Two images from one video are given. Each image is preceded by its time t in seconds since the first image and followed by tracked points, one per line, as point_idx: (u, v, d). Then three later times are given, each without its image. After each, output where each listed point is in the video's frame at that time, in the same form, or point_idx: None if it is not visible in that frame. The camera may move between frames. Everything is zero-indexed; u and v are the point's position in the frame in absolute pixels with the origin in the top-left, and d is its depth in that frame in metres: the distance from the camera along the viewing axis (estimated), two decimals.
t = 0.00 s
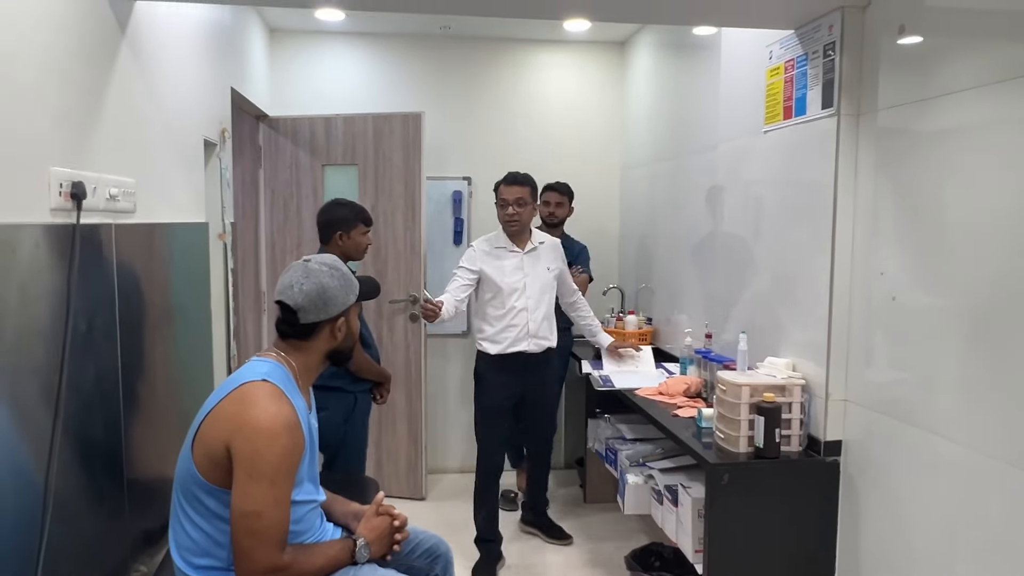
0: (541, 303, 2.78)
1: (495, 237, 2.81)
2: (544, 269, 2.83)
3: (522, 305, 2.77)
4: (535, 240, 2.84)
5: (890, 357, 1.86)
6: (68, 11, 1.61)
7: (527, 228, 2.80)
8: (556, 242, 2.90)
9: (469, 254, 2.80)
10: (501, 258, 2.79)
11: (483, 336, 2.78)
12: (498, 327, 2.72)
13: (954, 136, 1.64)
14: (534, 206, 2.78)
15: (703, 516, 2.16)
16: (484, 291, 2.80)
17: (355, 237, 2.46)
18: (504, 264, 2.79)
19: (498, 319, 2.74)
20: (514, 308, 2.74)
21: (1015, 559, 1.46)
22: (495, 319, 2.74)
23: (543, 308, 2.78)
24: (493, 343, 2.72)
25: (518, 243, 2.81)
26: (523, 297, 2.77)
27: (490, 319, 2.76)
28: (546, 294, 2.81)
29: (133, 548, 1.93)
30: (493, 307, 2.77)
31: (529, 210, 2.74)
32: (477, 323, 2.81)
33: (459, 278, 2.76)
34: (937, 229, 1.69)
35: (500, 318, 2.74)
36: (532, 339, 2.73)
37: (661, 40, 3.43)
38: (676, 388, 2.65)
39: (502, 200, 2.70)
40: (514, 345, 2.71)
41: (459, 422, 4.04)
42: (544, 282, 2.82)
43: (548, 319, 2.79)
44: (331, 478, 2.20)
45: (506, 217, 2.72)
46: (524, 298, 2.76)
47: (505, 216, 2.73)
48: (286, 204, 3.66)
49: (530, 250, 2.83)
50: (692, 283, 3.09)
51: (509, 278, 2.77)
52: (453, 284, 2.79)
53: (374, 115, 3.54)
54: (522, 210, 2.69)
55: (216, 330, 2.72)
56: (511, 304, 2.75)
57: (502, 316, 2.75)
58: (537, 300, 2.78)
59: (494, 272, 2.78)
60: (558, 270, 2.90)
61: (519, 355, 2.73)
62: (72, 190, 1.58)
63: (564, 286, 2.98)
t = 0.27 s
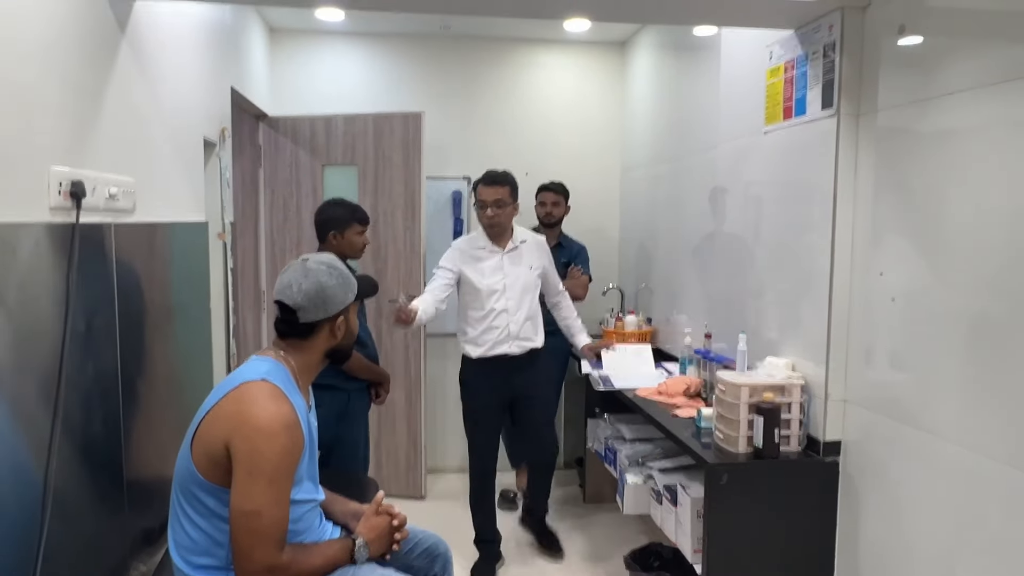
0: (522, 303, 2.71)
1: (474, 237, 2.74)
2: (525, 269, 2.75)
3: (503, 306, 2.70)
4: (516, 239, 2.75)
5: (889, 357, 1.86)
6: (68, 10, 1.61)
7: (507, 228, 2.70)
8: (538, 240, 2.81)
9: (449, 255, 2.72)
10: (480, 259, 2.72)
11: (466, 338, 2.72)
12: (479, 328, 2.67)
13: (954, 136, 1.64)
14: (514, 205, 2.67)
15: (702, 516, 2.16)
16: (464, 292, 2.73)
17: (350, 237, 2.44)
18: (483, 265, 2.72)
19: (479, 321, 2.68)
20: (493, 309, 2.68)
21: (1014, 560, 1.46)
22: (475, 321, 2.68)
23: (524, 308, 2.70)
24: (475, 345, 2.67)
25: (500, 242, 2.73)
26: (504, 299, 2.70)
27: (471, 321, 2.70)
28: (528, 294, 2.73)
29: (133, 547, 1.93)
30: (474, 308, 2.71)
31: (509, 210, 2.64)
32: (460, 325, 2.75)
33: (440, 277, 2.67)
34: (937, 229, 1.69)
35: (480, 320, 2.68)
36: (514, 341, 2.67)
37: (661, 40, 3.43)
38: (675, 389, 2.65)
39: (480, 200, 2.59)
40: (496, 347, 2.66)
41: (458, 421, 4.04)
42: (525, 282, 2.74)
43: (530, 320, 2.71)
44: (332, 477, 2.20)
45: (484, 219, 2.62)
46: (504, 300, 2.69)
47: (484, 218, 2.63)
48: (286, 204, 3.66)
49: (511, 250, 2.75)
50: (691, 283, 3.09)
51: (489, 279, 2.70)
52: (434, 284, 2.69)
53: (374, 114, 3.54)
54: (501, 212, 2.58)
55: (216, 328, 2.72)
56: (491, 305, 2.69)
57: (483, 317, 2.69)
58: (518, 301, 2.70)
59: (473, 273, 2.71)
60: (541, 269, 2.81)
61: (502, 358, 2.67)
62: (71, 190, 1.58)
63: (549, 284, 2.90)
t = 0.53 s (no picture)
0: (513, 309, 2.54)
1: (467, 240, 2.62)
2: (519, 273, 2.59)
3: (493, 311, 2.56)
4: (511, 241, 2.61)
5: (890, 359, 1.85)
6: (68, 11, 1.61)
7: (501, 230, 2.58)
8: (534, 243, 2.65)
9: (441, 259, 2.63)
10: (470, 262, 2.59)
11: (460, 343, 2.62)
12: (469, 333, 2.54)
13: (955, 138, 1.64)
14: (507, 206, 2.54)
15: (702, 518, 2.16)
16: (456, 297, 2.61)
17: (343, 237, 2.44)
18: (473, 269, 2.58)
19: (468, 327, 2.56)
20: (482, 315, 2.54)
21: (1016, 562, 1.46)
22: (466, 326, 2.57)
23: (515, 314, 2.54)
24: (464, 351, 2.56)
25: (493, 246, 2.59)
26: (494, 304, 2.55)
27: (463, 326, 2.59)
28: (520, 299, 2.57)
29: (132, 548, 1.93)
30: (464, 313, 2.59)
31: (502, 211, 2.51)
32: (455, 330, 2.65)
33: (431, 282, 2.61)
34: (937, 232, 1.69)
35: (470, 326, 2.56)
36: (503, 348, 2.52)
37: (661, 42, 3.43)
38: (675, 391, 2.65)
39: (470, 203, 2.47)
40: (484, 354, 2.52)
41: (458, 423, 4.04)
42: (518, 287, 2.58)
43: (522, 326, 2.55)
44: (332, 478, 2.20)
45: (475, 222, 2.49)
46: (494, 305, 2.54)
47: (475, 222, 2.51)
48: (286, 206, 3.66)
49: (504, 253, 2.60)
50: (691, 286, 3.08)
51: (479, 284, 2.57)
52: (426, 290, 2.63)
53: (374, 116, 3.55)
54: (491, 215, 2.46)
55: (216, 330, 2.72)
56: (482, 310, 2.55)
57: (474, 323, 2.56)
58: (508, 306, 2.55)
59: (463, 277, 2.59)
60: (537, 273, 2.64)
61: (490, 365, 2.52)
62: (71, 190, 1.58)
63: (547, 289, 2.73)
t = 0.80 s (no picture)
0: (510, 315, 2.41)
1: (470, 243, 2.53)
2: (520, 279, 2.46)
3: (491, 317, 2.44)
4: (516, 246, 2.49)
5: (889, 360, 1.85)
6: (69, 12, 1.62)
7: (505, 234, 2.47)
8: (539, 248, 2.50)
9: (444, 262, 2.56)
10: (470, 266, 2.49)
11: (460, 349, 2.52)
12: (465, 338, 2.44)
13: (954, 139, 1.64)
14: (508, 208, 2.43)
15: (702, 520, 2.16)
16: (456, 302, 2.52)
17: (338, 237, 2.44)
18: (474, 274, 2.48)
19: (465, 332, 2.45)
20: (478, 321, 2.43)
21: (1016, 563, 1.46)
22: (463, 331, 2.46)
23: (512, 321, 2.41)
24: (460, 357, 2.45)
25: (495, 250, 2.47)
26: (491, 309, 2.44)
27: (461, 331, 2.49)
28: (520, 305, 2.44)
29: (131, 550, 1.93)
30: (463, 318, 2.48)
31: (501, 213, 2.40)
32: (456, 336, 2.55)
33: (432, 284, 2.56)
34: (936, 233, 1.70)
35: (467, 331, 2.45)
36: (498, 355, 2.39)
37: (661, 44, 3.44)
38: (675, 392, 2.65)
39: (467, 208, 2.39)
40: (478, 361, 2.40)
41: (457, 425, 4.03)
42: (517, 293, 2.44)
43: (519, 334, 2.41)
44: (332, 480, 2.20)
45: (472, 226, 2.41)
46: (491, 310, 2.43)
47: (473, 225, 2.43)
48: (286, 207, 3.66)
49: (506, 258, 2.48)
50: (691, 287, 3.09)
51: (478, 288, 2.46)
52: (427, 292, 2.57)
53: (374, 117, 3.55)
54: (486, 220, 2.37)
55: (215, 331, 2.72)
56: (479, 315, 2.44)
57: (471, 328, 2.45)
58: (506, 313, 2.42)
59: (462, 281, 2.49)
60: (540, 279, 2.50)
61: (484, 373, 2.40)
62: (71, 192, 1.58)
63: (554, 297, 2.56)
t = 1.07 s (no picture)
0: (511, 318, 2.37)
1: (473, 244, 2.49)
2: (523, 281, 2.41)
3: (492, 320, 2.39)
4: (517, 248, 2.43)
5: (887, 361, 1.86)
6: (67, 13, 1.62)
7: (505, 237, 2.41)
8: (542, 248, 2.45)
9: (447, 262, 2.54)
10: (472, 269, 2.45)
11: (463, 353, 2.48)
12: (467, 342, 2.40)
13: (952, 140, 1.64)
14: (506, 210, 2.36)
15: (700, 521, 2.16)
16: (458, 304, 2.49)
17: (323, 240, 2.47)
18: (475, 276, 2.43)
19: (467, 336, 2.41)
20: (480, 324, 2.38)
21: (1014, 563, 1.46)
22: (465, 335, 2.42)
23: (514, 324, 2.37)
24: (463, 362, 2.41)
25: (496, 251, 2.42)
26: (494, 312, 2.39)
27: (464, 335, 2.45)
28: (522, 308, 2.39)
29: (129, 551, 1.93)
30: (465, 322, 2.44)
31: (497, 216, 2.34)
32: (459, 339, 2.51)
33: (434, 283, 2.55)
34: (933, 234, 1.70)
35: (469, 336, 2.41)
36: (501, 360, 2.34)
37: (658, 45, 3.44)
38: (673, 393, 2.65)
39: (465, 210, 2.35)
40: (480, 365, 2.36)
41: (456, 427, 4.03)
42: (520, 295, 2.40)
43: (522, 337, 2.36)
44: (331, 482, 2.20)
45: (469, 227, 2.37)
46: (494, 314, 2.38)
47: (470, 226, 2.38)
48: (284, 209, 3.66)
49: (508, 260, 2.43)
50: (689, 288, 3.09)
51: (479, 290, 2.42)
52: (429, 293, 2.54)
53: (372, 119, 3.55)
54: (482, 221, 2.32)
55: (213, 333, 2.72)
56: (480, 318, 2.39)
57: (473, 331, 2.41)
58: (507, 316, 2.37)
59: (464, 284, 2.45)
60: (544, 281, 2.45)
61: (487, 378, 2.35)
62: (69, 193, 1.58)
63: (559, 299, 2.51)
